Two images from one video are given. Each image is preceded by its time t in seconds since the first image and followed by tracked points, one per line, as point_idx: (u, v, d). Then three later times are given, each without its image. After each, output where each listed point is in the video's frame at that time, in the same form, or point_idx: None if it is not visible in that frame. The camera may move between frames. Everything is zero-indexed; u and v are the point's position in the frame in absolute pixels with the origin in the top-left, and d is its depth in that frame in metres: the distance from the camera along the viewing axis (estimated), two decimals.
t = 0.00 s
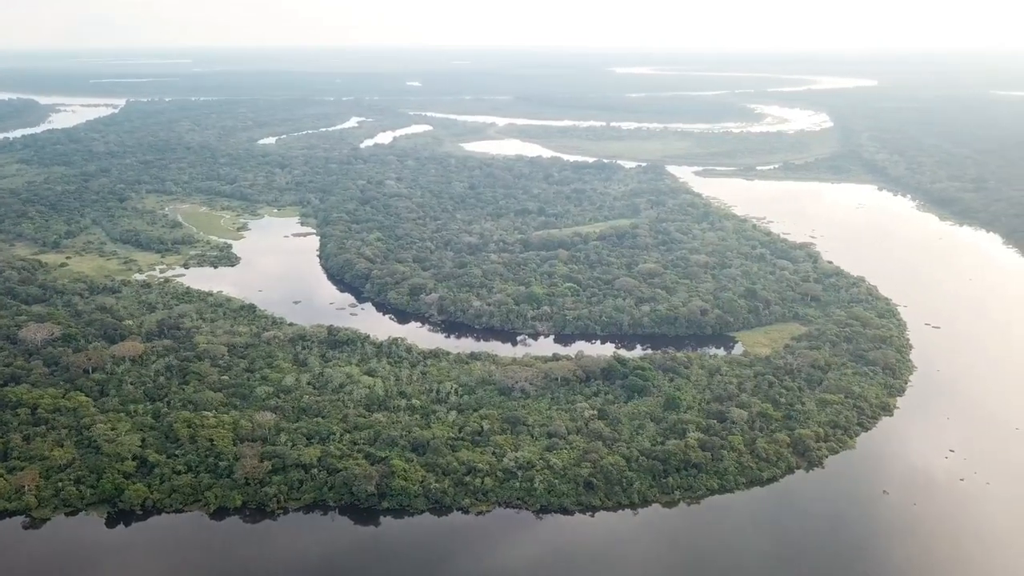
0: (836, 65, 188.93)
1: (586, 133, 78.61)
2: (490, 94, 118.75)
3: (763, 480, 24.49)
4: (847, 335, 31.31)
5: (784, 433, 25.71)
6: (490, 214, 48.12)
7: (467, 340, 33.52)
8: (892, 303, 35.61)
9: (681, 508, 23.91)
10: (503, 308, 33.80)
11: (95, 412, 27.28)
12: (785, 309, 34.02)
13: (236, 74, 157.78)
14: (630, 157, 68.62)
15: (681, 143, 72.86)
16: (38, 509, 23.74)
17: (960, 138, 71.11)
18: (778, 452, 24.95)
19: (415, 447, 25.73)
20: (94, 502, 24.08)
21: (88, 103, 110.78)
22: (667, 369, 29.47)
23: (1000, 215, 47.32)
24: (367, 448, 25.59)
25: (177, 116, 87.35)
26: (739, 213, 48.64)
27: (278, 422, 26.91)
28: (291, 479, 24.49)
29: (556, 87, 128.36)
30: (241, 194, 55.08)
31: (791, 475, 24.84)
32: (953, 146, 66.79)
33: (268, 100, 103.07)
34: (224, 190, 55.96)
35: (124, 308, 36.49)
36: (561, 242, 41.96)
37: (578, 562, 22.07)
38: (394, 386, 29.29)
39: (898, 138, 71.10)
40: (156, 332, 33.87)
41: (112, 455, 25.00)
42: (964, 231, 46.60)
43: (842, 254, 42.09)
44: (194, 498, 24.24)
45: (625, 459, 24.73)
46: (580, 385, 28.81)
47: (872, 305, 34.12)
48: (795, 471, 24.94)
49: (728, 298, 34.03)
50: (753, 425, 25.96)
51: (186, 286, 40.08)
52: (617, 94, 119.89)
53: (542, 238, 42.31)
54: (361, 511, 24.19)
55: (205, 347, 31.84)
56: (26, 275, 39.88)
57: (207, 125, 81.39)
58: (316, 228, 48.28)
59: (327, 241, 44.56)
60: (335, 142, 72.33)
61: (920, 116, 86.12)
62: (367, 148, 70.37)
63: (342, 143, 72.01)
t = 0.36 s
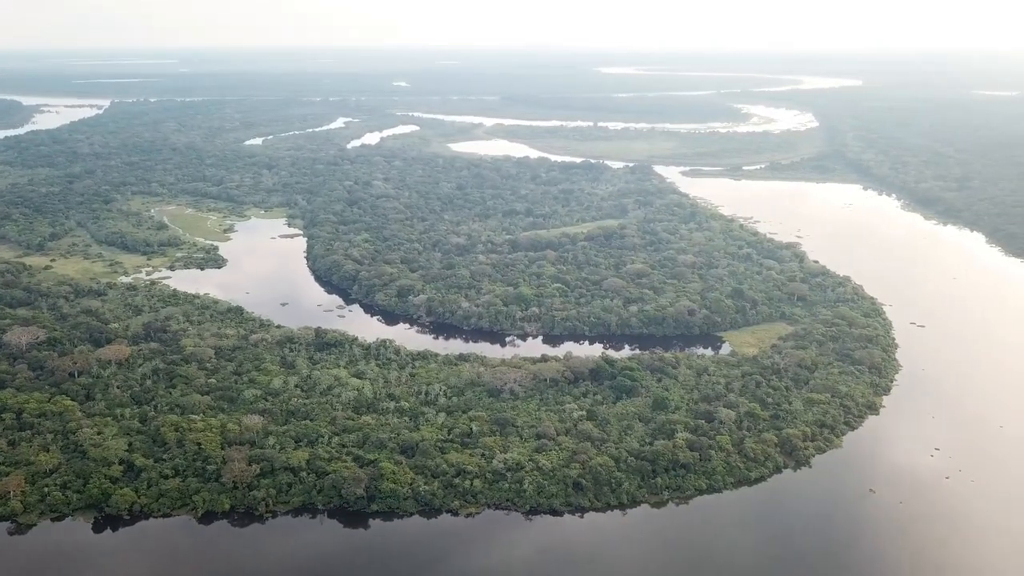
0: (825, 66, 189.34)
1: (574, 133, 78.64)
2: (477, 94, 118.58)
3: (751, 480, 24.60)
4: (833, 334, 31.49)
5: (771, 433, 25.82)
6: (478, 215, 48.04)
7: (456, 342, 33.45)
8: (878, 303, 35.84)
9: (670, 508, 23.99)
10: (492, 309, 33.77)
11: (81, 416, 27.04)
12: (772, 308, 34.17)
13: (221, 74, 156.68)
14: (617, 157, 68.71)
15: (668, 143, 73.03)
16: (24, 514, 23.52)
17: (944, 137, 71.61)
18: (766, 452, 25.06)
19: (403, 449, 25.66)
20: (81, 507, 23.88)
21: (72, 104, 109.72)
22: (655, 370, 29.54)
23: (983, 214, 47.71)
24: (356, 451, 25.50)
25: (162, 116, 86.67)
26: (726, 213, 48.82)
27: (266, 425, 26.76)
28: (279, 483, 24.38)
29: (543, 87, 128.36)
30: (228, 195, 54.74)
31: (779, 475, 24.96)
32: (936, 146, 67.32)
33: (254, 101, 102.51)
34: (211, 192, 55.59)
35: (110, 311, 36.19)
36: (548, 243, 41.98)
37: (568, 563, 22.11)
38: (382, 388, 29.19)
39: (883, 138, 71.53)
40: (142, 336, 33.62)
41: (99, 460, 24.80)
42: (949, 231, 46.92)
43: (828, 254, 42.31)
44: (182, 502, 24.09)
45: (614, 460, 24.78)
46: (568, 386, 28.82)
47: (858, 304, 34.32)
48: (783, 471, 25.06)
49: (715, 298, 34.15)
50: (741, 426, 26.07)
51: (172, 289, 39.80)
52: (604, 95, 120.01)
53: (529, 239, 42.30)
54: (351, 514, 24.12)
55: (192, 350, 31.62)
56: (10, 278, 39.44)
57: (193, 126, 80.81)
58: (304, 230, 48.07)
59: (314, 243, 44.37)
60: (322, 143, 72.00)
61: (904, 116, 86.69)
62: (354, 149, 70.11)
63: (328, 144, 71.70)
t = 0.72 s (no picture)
0: (819, 66, 189.58)
1: (568, 134, 78.65)
2: (472, 94, 118.48)
3: (746, 481, 24.63)
4: (828, 335, 31.55)
5: (766, 434, 25.86)
6: (473, 215, 48.01)
7: (451, 343, 33.42)
8: (872, 303, 35.94)
9: (665, 509, 24.02)
10: (487, 310, 33.77)
11: (75, 419, 26.96)
12: (767, 309, 34.24)
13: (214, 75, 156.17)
14: (612, 157, 68.74)
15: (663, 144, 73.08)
16: (19, 518, 23.44)
17: (937, 138, 71.80)
18: (761, 453, 25.10)
19: (399, 451, 25.64)
20: (76, 510, 23.81)
21: (65, 104, 109.29)
22: (650, 371, 29.58)
23: (977, 214, 47.85)
24: (352, 453, 25.47)
25: (156, 117, 86.38)
26: (721, 213, 48.89)
27: (261, 427, 26.71)
28: (275, 486, 24.32)
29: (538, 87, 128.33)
30: (223, 197, 54.62)
31: (774, 476, 25.00)
32: (930, 146, 67.51)
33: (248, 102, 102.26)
34: (205, 193, 55.44)
35: (104, 313, 36.08)
36: (544, 244, 41.98)
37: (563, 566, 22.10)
38: (378, 390, 29.15)
39: (877, 138, 71.71)
40: (136, 337, 33.52)
41: (93, 463, 24.71)
42: (943, 231, 47.04)
43: (823, 254, 42.40)
44: (177, 505, 24.02)
45: (609, 462, 24.79)
46: (564, 387, 28.83)
47: (852, 305, 34.40)
48: (778, 472, 25.11)
49: (710, 299, 34.20)
50: (736, 427, 26.12)
51: (167, 290, 39.70)
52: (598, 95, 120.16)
53: (525, 240, 42.31)
54: (347, 516, 24.09)
55: (187, 352, 31.54)
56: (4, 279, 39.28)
57: (187, 127, 80.58)
58: (299, 231, 47.99)
59: (309, 244, 44.31)
60: (316, 144, 71.89)
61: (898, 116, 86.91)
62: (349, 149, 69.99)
63: (323, 144, 71.59)
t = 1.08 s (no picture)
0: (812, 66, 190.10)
1: (564, 134, 78.65)
2: (466, 95, 118.45)
3: (742, 482, 24.67)
4: (823, 335, 31.62)
5: (761, 435, 25.91)
6: (469, 216, 47.99)
7: (447, 345, 33.40)
8: (867, 303, 36.03)
9: (661, 510, 24.04)
10: (482, 311, 33.75)
11: (70, 422, 26.87)
12: (762, 310, 34.29)
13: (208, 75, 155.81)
14: (607, 158, 68.80)
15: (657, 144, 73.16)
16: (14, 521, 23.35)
17: (931, 138, 71.97)
18: (756, 454, 25.14)
19: (395, 454, 25.60)
20: (71, 513, 23.73)
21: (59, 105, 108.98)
22: (645, 372, 29.62)
23: (970, 215, 48.01)
24: (347, 455, 25.43)
25: (150, 117, 86.15)
26: (716, 214, 48.96)
27: (257, 429, 26.64)
28: (270, 488, 24.27)
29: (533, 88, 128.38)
30: (217, 197, 54.50)
31: (769, 476, 25.05)
32: (923, 146, 67.72)
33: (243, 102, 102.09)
34: (200, 194, 55.32)
35: (99, 314, 35.95)
36: (539, 245, 41.99)
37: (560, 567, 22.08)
38: (373, 392, 29.12)
39: (871, 138, 71.86)
40: (131, 340, 33.42)
41: (88, 466, 24.63)
42: (936, 231, 47.19)
43: (817, 255, 42.49)
44: (173, 508, 23.96)
45: (605, 463, 24.80)
46: (559, 389, 28.84)
47: (846, 306, 34.49)
48: (773, 473, 25.16)
49: (706, 299, 34.25)
50: (731, 428, 26.17)
51: (162, 292, 39.58)
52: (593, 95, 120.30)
53: (520, 240, 42.30)
54: (342, 519, 24.06)
55: (182, 355, 31.44)
56: None
57: (181, 127, 80.38)
58: (294, 232, 47.91)
59: (304, 245, 44.24)
60: (311, 144, 71.79)
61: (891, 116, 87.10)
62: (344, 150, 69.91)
63: (318, 145, 71.49)
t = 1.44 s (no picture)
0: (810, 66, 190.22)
1: (564, 134, 78.63)
2: (466, 95, 118.56)
3: (742, 484, 24.64)
4: (823, 337, 31.58)
5: (761, 436, 25.87)
6: (469, 217, 47.98)
7: (447, 346, 33.38)
8: (868, 304, 36.00)
9: (661, 513, 24.03)
10: (483, 313, 33.74)
11: (71, 423, 26.87)
12: (762, 311, 34.28)
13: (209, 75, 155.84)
14: (607, 158, 68.81)
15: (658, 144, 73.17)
16: (14, 523, 23.37)
17: (931, 138, 71.95)
18: (757, 456, 25.10)
19: (395, 455, 25.58)
20: (72, 515, 23.74)
21: (60, 105, 109.05)
22: (645, 374, 29.62)
23: (971, 215, 48.00)
24: (348, 457, 25.41)
25: (150, 118, 86.18)
26: (716, 214, 48.95)
27: (257, 431, 26.62)
28: (271, 490, 24.26)
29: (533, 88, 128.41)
30: (218, 198, 54.48)
31: (769, 478, 25.03)
32: (923, 147, 67.70)
33: (244, 102, 102.13)
34: (200, 195, 55.32)
35: (99, 315, 35.93)
36: (539, 246, 41.98)
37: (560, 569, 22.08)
38: (373, 393, 29.10)
39: (871, 138, 71.85)
40: (131, 341, 33.41)
41: (89, 467, 24.63)
42: (936, 232, 47.14)
43: (817, 255, 42.46)
44: (173, 510, 23.97)
45: (605, 464, 24.77)
46: (559, 390, 28.83)
47: (847, 307, 34.46)
48: (774, 474, 25.13)
49: (706, 301, 34.23)
50: (732, 430, 26.14)
51: (162, 293, 39.57)
52: (593, 95, 120.37)
53: (520, 241, 42.29)
54: (342, 521, 24.05)
55: (182, 356, 31.41)
56: None
57: (182, 128, 80.42)
58: (294, 233, 47.91)
59: (305, 246, 44.24)
60: (311, 145, 71.80)
61: (891, 116, 87.11)
62: (344, 150, 69.92)
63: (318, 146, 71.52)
